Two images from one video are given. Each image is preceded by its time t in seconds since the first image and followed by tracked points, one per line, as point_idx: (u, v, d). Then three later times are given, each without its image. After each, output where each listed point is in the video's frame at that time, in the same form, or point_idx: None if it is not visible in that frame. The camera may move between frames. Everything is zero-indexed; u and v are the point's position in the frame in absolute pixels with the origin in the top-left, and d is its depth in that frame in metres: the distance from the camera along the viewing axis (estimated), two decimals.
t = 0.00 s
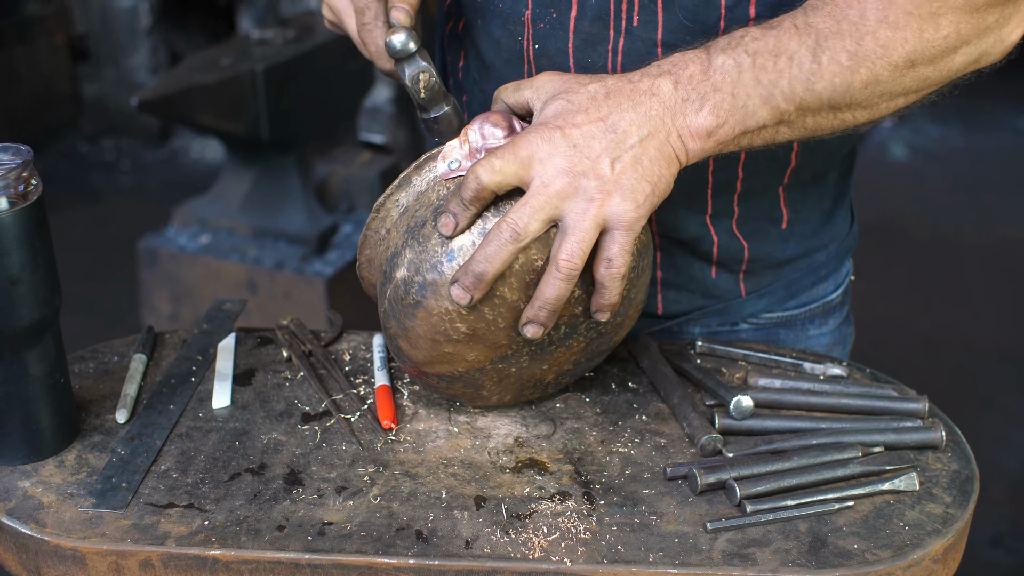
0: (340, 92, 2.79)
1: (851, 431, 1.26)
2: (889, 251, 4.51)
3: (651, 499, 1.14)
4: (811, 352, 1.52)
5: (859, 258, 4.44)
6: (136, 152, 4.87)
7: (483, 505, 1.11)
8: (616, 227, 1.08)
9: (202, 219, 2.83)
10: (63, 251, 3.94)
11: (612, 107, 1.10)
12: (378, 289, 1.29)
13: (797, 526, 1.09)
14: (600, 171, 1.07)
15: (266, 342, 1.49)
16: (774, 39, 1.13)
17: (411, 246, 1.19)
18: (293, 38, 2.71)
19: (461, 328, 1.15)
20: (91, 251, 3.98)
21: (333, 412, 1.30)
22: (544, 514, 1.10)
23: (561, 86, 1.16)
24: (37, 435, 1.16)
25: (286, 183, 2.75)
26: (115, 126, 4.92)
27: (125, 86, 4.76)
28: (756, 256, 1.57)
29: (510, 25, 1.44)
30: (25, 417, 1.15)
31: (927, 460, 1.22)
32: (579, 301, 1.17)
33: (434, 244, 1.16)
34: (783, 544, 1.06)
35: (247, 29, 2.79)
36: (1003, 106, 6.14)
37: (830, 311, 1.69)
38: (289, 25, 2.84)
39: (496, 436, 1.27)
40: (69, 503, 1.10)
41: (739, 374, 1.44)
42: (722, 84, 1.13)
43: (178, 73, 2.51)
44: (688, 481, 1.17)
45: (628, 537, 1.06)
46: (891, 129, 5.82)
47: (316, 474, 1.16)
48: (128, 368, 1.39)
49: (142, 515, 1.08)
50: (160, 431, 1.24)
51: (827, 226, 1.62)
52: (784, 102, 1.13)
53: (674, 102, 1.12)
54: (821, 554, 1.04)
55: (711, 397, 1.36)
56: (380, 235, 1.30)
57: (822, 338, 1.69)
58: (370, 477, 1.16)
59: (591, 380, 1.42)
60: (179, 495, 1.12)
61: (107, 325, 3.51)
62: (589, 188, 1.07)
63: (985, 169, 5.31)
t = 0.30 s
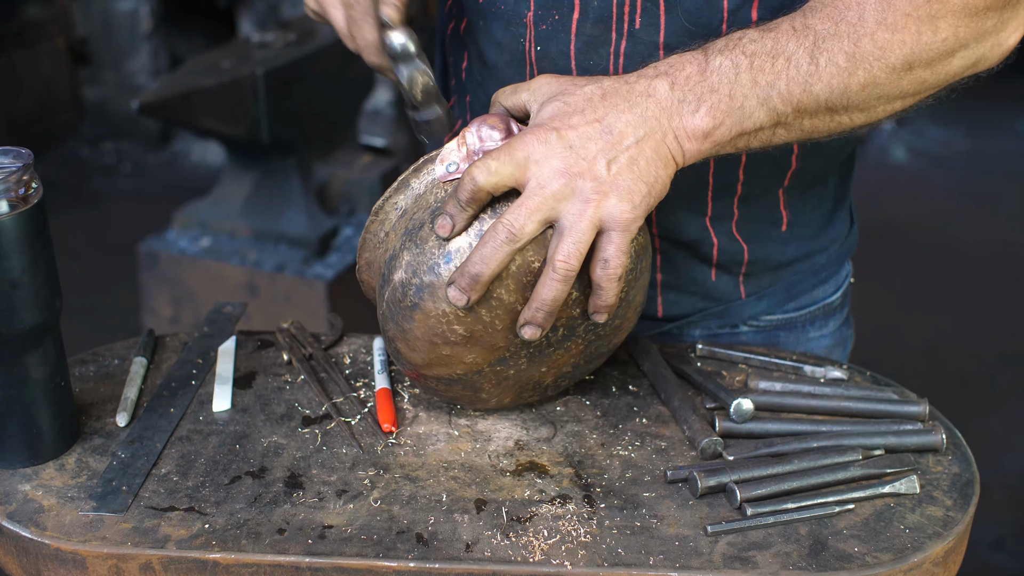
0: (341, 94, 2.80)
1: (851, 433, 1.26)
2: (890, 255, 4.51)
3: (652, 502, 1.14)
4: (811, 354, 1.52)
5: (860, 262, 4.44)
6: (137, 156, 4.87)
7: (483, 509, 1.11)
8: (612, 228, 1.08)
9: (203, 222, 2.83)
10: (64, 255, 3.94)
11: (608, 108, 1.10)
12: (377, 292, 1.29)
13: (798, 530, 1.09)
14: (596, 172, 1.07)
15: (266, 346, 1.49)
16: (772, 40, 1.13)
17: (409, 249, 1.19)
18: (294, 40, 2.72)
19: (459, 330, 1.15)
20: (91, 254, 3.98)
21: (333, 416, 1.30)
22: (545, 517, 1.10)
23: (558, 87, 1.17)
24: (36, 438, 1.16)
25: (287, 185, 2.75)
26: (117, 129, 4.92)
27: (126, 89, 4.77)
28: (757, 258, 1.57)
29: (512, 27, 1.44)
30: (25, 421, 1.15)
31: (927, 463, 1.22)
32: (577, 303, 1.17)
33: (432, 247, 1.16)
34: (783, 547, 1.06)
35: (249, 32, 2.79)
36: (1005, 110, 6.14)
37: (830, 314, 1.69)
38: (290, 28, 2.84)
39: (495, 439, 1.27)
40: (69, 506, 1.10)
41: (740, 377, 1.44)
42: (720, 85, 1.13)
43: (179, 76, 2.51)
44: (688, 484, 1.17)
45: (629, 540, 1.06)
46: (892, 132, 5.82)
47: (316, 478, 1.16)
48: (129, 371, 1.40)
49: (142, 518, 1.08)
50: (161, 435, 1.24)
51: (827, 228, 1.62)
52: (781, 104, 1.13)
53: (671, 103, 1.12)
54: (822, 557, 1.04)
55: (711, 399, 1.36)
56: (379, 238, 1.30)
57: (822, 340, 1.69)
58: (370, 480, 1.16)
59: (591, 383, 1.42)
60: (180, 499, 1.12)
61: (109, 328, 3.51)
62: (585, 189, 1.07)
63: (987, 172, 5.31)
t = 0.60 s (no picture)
0: (342, 97, 2.80)
1: (851, 435, 1.26)
2: (891, 257, 4.51)
3: (652, 504, 1.14)
4: (811, 356, 1.52)
5: (860, 264, 4.44)
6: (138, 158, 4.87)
7: (484, 511, 1.11)
8: (611, 230, 1.08)
9: (203, 224, 2.84)
10: (64, 257, 3.94)
11: (606, 110, 1.10)
12: (377, 294, 1.29)
13: (798, 532, 1.09)
14: (595, 174, 1.07)
15: (267, 348, 1.49)
16: (772, 44, 1.14)
17: (408, 251, 1.19)
18: (294, 43, 2.72)
19: (458, 333, 1.16)
20: (91, 256, 3.98)
21: (334, 418, 1.30)
22: (545, 520, 1.10)
23: (557, 90, 1.17)
24: (37, 441, 1.16)
25: (287, 188, 2.75)
26: (117, 131, 4.92)
27: (126, 91, 4.77)
28: (756, 261, 1.57)
29: (514, 29, 1.44)
30: (26, 424, 1.15)
31: (927, 465, 1.22)
32: (576, 305, 1.17)
33: (431, 249, 1.16)
34: (783, 549, 1.06)
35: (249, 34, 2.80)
36: (1004, 112, 6.15)
37: (830, 316, 1.69)
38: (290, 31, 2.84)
39: (496, 442, 1.27)
40: (70, 509, 1.10)
41: (740, 380, 1.45)
42: (719, 88, 1.13)
43: (180, 78, 2.51)
44: (688, 487, 1.17)
45: (629, 542, 1.06)
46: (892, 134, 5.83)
47: (317, 480, 1.16)
48: (129, 373, 1.40)
49: (143, 521, 1.08)
50: (161, 437, 1.24)
51: (827, 231, 1.62)
52: (779, 108, 1.14)
53: (669, 105, 1.12)
54: (822, 559, 1.04)
55: (711, 402, 1.36)
56: (379, 240, 1.30)
57: (822, 342, 1.69)
58: (371, 483, 1.16)
59: (592, 385, 1.42)
60: (180, 501, 1.12)
61: (109, 331, 3.51)
62: (583, 191, 1.07)
63: (987, 175, 5.32)
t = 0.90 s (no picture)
0: (342, 98, 2.80)
1: (851, 437, 1.26)
2: (890, 258, 4.51)
3: (653, 506, 1.14)
4: (812, 358, 1.52)
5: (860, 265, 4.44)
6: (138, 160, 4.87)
7: (484, 513, 1.11)
8: (609, 231, 1.08)
9: (204, 226, 2.84)
10: (64, 259, 3.93)
11: (603, 111, 1.10)
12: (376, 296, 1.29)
13: (799, 533, 1.09)
14: (592, 175, 1.07)
15: (267, 350, 1.49)
16: (769, 46, 1.14)
17: (406, 253, 1.19)
18: (294, 45, 2.72)
19: (456, 334, 1.16)
20: (92, 258, 3.98)
21: (334, 420, 1.30)
22: (546, 521, 1.10)
23: (554, 91, 1.17)
24: (37, 443, 1.16)
25: (288, 190, 2.75)
26: (117, 133, 4.92)
27: (126, 94, 4.77)
28: (756, 262, 1.57)
29: (515, 29, 1.44)
30: (26, 425, 1.15)
31: (928, 466, 1.22)
32: (574, 307, 1.17)
33: (429, 250, 1.16)
34: (784, 550, 1.06)
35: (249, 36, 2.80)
36: (1004, 114, 6.15)
37: (831, 317, 1.69)
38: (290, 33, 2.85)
39: (496, 443, 1.27)
40: (71, 511, 1.10)
41: (740, 381, 1.44)
42: (716, 89, 1.14)
43: (180, 81, 2.51)
44: (689, 488, 1.17)
45: (630, 544, 1.06)
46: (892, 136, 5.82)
47: (317, 482, 1.16)
48: (130, 376, 1.40)
49: (144, 523, 1.08)
50: (161, 439, 1.24)
51: (828, 231, 1.63)
52: (776, 110, 1.14)
53: (666, 106, 1.12)
54: (823, 561, 1.04)
55: (711, 403, 1.36)
56: (378, 242, 1.30)
57: (823, 344, 1.69)
58: (372, 484, 1.16)
59: (592, 387, 1.42)
60: (181, 503, 1.12)
61: (109, 333, 3.50)
62: (580, 192, 1.07)
63: (987, 176, 5.31)
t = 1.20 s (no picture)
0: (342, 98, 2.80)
1: (852, 437, 1.26)
2: (891, 259, 4.51)
3: (654, 506, 1.14)
4: (812, 358, 1.52)
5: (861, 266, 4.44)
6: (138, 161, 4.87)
7: (485, 514, 1.11)
8: (608, 231, 1.08)
9: (204, 228, 2.84)
10: (65, 261, 3.93)
11: (602, 111, 1.10)
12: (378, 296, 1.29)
13: (800, 533, 1.09)
14: (591, 176, 1.07)
15: (267, 351, 1.49)
16: (768, 43, 1.14)
17: (407, 253, 1.19)
18: (294, 45, 2.72)
19: (456, 335, 1.16)
20: (92, 260, 3.99)
21: (334, 421, 1.30)
22: (547, 522, 1.10)
23: (553, 92, 1.17)
24: (38, 444, 1.16)
25: (288, 191, 2.75)
26: (117, 135, 4.92)
27: (126, 95, 4.78)
28: (756, 258, 1.57)
29: (513, 30, 1.45)
30: (27, 427, 1.16)
31: (929, 467, 1.22)
32: (574, 308, 1.17)
33: (429, 251, 1.17)
34: (784, 550, 1.06)
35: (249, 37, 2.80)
36: (1004, 115, 6.14)
37: (831, 313, 1.70)
38: (290, 33, 2.85)
39: (497, 444, 1.27)
40: (72, 512, 1.10)
41: (741, 382, 1.44)
42: (716, 86, 1.13)
43: (180, 82, 2.52)
44: (690, 488, 1.17)
45: (632, 544, 1.06)
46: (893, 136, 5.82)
47: (318, 483, 1.16)
48: (130, 377, 1.40)
49: (145, 524, 1.08)
50: (162, 441, 1.24)
51: (828, 229, 1.63)
52: (777, 107, 1.13)
53: (666, 105, 1.12)
54: (824, 561, 1.04)
55: (712, 404, 1.36)
56: (379, 242, 1.31)
57: (822, 340, 1.69)
58: (373, 485, 1.16)
59: (593, 388, 1.42)
60: (182, 504, 1.12)
61: (109, 336, 3.50)
62: (579, 193, 1.07)
63: (987, 177, 5.31)
